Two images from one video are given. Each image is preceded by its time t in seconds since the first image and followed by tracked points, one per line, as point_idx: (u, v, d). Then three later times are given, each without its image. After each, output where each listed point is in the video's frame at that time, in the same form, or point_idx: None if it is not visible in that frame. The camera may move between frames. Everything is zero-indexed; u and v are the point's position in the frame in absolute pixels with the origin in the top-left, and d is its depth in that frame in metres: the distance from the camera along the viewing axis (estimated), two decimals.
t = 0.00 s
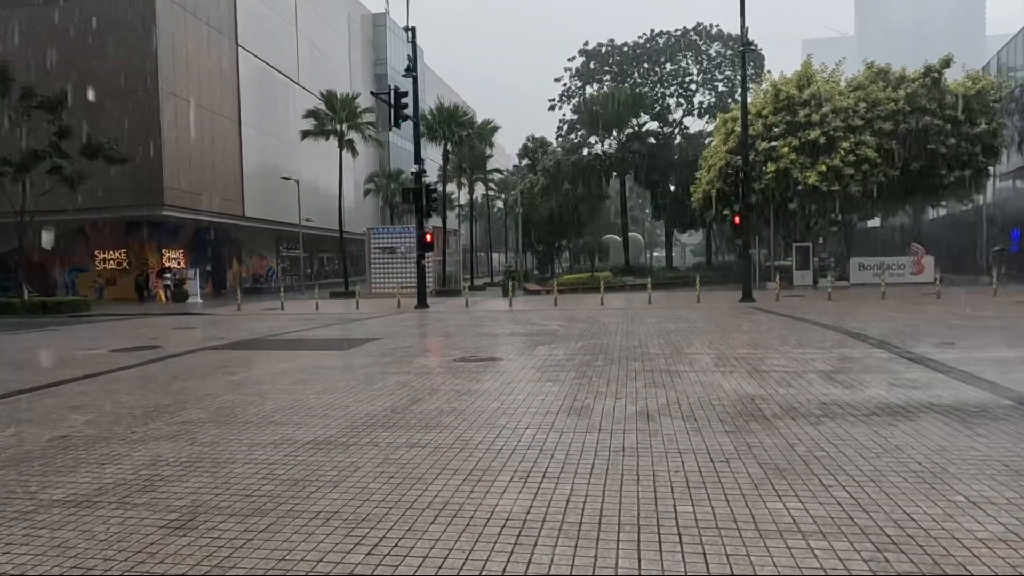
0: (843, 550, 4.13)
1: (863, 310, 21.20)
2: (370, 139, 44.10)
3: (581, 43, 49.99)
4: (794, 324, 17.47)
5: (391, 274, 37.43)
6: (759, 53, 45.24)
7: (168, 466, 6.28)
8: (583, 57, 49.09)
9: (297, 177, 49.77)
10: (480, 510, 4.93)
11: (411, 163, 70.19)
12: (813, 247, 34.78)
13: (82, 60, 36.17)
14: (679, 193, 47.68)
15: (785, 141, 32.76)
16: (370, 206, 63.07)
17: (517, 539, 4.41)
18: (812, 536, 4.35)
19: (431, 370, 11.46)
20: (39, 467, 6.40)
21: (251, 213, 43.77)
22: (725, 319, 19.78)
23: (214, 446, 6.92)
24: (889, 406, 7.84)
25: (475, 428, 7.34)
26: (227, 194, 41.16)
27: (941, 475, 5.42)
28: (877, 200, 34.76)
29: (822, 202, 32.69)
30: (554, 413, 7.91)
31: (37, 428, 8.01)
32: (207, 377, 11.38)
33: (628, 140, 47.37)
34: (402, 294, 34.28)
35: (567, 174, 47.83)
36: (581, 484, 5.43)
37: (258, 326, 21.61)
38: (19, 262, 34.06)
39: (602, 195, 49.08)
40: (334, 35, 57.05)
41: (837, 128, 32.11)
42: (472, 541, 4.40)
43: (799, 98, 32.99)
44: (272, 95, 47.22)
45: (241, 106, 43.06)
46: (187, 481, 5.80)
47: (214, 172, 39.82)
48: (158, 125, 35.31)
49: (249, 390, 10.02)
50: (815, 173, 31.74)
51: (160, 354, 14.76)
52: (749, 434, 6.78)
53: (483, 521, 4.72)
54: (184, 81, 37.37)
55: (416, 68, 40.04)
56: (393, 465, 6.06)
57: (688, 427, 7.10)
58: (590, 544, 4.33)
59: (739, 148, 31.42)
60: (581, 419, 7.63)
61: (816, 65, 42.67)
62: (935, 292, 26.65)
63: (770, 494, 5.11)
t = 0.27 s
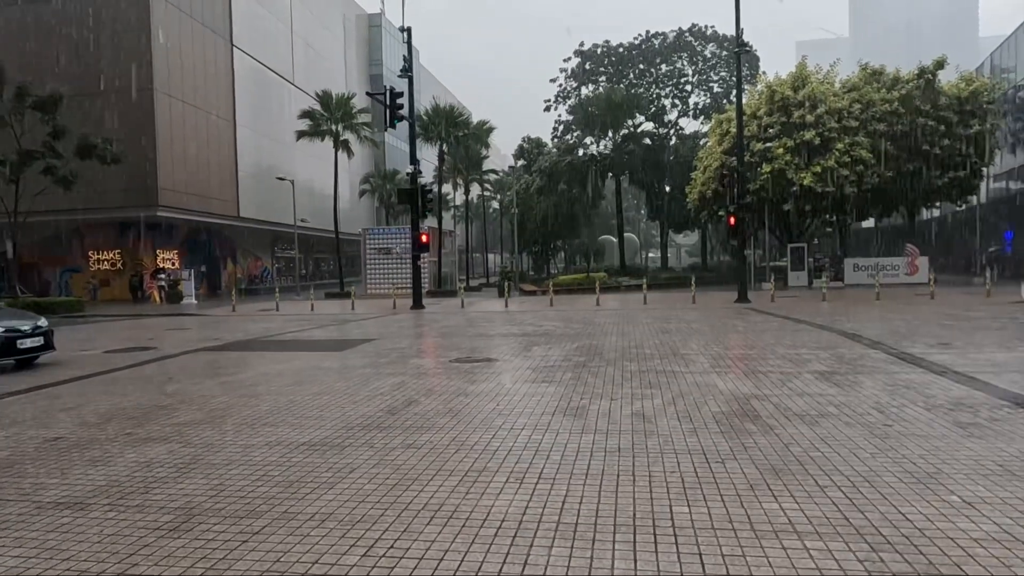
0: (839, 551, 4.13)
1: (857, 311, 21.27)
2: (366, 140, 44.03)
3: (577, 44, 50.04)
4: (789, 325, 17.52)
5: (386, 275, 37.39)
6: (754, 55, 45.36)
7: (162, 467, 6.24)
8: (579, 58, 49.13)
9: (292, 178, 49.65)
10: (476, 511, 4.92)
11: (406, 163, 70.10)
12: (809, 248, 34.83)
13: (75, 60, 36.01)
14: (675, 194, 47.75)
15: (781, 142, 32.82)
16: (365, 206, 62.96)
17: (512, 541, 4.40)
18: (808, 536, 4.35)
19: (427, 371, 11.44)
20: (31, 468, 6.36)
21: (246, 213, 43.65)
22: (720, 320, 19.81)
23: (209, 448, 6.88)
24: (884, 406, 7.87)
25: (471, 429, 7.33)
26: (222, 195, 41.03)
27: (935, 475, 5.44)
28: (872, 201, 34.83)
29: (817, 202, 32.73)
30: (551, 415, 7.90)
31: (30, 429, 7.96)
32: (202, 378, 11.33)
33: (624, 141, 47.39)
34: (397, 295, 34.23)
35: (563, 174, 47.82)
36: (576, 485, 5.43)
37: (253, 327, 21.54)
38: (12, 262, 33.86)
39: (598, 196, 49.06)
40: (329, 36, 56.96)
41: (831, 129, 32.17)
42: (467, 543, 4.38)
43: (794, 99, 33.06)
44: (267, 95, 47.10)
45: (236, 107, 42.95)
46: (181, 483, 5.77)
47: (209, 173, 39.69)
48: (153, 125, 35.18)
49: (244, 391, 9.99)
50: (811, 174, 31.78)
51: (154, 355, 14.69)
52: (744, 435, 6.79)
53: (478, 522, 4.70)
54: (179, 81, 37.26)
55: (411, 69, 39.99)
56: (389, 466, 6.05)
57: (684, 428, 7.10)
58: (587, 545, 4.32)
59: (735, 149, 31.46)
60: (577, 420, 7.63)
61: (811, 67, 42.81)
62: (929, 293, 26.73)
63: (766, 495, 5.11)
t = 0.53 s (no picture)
0: (835, 551, 4.15)
1: (851, 311, 21.34)
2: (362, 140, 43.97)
3: (572, 45, 50.10)
4: (784, 325, 17.58)
5: (382, 276, 37.36)
6: (749, 56, 45.48)
7: (157, 469, 6.22)
8: (574, 59, 49.19)
9: (287, 178, 49.56)
10: (472, 512, 4.92)
11: (402, 164, 70.04)
12: (803, 249, 34.91)
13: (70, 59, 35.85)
14: (670, 195, 47.83)
15: (776, 143, 32.93)
16: (361, 207, 62.88)
17: (508, 542, 4.40)
18: (804, 536, 4.36)
19: (423, 371, 11.44)
20: (24, 469, 6.33)
21: (241, 214, 43.54)
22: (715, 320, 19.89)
23: (204, 449, 6.86)
24: (878, 406, 7.90)
25: (467, 429, 7.33)
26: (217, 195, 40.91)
27: (930, 474, 5.47)
28: (866, 202, 34.92)
29: (812, 203, 32.80)
30: (547, 415, 7.90)
31: (25, 430, 7.93)
32: (197, 378, 11.30)
33: (619, 142, 47.43)
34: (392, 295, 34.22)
35: (558, 175, 47.84)
36: (572, 485, 5.44)
37: (248, 329, 21.49)
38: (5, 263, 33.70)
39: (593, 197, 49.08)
40: (325, 36, 56.86)
41: (826, 130, 32.27)
42: (464, 544, 4.38)
43: (789, 100, 33.16)
44: (263, 95, 47.00)
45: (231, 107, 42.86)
46: (176, 484, 5.74)
47: (204, 173, 39.57)
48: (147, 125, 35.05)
49: (239, 392, 9.96)
50: (805, 174, 31.87)
51: (149, 356, 14.64)
52: (740, 435, 6.80)
53: (475, 523, 4.71)
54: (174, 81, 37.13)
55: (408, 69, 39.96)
56: (385, 467, 6.04)
57: (679, 429, 7.12)
58: (583, 545, 4.32)
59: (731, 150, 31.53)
60: (573, 420, 7.63)
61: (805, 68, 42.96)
62: (923, 294, 26.83)
63: (761, 494, 5.13)
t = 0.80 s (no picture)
0: (831, 551, 4.15)
1: (847, 311, 21.40)
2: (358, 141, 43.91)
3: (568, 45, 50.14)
4: (780, 326, 17.63)
5: (378, 276, 37.31)
6: (744, 57, 45.59)
7: (153, 470, 6.20)
8: (571, 60, 49.23)
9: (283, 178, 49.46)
10: (468, 513, 4.91)
11: (398, 164, 69.98)
12: (799, 250, 35.02)
13: (64, 59, 35.69)
14: (666, 195, 47.89)
15: (771, 144, 33.03)
16: (356, 208, 62.80)
17: (505, 542, 4.40)
18: (801, 536, 4.37)
19: (419, 372, 11.44)
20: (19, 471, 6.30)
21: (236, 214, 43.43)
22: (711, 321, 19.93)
23: (199, 450, 6.84)
24: (874, 406, 7.93)
25: (464, 430, 7.33)
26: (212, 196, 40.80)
27: (925, 474, 5.49)
28: (861, 203, 35.03)
29: (807, 204, 32.88)
30: (543, 416, 7.90)
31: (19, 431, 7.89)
32: (192, 379, 11.27)
33: (615, 143, 47.47)
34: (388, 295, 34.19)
35: (554, 176, 47.85)
36: (568, 486, 5.45)
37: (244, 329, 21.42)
38: None
39: (589, 197, 49.10)
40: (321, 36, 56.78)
41: (821, 131, 32.37)
42: (461, 544, 4.37)
43: (784, 101, 33.26)
44: (258, 96, 46.88)
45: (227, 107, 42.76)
46: (171, 486, 5.72)
47: (199, 174, 39.46)
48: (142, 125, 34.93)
49: (236, 392, 9.94)
50: (801, 175, 31.99)
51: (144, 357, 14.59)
52: (736, 436, 6.81)
53: (471, 524, 4.70)
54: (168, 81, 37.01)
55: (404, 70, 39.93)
56: (381, 468, 6.03)
57: (675, 429, 7.13)
58: (579, 546, 4.32)
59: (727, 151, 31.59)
60: (570, 421, 7.63)
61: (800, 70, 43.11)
62: (918, 294, 26.94)
63: (757, 495, 5.14)
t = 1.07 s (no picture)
0: (828, 551, 4.16)
1: (843, 312, 21.45)
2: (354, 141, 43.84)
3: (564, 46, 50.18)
4: (775, 326, 17.69)
5: (374, 277, 37.27)
6: (740, 59, 45.69)
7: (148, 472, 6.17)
8: (567, 61, 49.28)
9: (279, 179, 49.38)
10: (465, 514, 4.91)
11: (394, 164, 69.96)
12: (794, 250, 35.12)
13: (58, 58, 35.55)
14: (662, 196, 47.97)
15: (767, 145, 33.12)
16: (352, 208, 62.73)
17: (502, 543, 4.40)
18: (796, 536, 4.38)
19: (415, 372, 11.43)
20: (13, 472, 6.28)
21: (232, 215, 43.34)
22: (708, 321, 19.96)
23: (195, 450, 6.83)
24: (869, 406, 7.96)
25: (458, 430, 7.33)
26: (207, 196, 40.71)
27: (920, 474, 5.51)
28: (856, 205, 35.16)
29: (803, 205, 32.97)
30: (539, 416, 7.92)
31: (12, 432, 7.85)
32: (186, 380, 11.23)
33: (611, 144, 47.54)
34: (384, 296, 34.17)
35: (550, 176, 47.88)
36: (562, 487, 5.45)
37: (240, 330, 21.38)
38: None
39: (586, 198, 49.13)
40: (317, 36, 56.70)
41: (816, 132, 32.47)
42: (458, 545, 4.37)
43: (780, 102, 33.35)
44: (254, 96, 46.78)
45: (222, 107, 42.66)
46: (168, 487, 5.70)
47: (194, 174, 39.34)
48: (137, 126, 34.81)
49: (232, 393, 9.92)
50: (796, 176, 32.12)
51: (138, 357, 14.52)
52: (731, 435, 6.83)
53: (468, 525, 4.70)
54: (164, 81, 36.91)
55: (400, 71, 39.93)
56: (377, 468, 6.03)
57: (672, 429, 7.15)
58: (576, 547, 4.32)
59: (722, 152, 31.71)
60: (566, 421, 7.63)
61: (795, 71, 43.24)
62: (912, 295, 27.05)
63: (753, 495, 5.15)
